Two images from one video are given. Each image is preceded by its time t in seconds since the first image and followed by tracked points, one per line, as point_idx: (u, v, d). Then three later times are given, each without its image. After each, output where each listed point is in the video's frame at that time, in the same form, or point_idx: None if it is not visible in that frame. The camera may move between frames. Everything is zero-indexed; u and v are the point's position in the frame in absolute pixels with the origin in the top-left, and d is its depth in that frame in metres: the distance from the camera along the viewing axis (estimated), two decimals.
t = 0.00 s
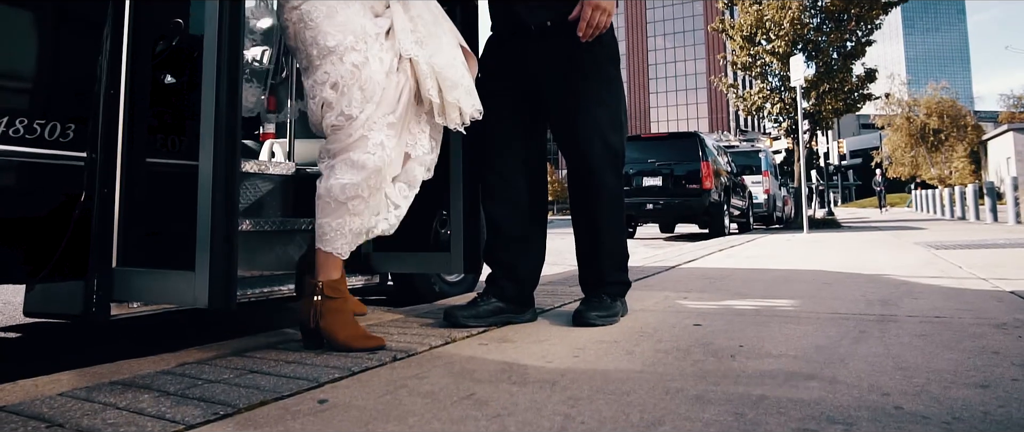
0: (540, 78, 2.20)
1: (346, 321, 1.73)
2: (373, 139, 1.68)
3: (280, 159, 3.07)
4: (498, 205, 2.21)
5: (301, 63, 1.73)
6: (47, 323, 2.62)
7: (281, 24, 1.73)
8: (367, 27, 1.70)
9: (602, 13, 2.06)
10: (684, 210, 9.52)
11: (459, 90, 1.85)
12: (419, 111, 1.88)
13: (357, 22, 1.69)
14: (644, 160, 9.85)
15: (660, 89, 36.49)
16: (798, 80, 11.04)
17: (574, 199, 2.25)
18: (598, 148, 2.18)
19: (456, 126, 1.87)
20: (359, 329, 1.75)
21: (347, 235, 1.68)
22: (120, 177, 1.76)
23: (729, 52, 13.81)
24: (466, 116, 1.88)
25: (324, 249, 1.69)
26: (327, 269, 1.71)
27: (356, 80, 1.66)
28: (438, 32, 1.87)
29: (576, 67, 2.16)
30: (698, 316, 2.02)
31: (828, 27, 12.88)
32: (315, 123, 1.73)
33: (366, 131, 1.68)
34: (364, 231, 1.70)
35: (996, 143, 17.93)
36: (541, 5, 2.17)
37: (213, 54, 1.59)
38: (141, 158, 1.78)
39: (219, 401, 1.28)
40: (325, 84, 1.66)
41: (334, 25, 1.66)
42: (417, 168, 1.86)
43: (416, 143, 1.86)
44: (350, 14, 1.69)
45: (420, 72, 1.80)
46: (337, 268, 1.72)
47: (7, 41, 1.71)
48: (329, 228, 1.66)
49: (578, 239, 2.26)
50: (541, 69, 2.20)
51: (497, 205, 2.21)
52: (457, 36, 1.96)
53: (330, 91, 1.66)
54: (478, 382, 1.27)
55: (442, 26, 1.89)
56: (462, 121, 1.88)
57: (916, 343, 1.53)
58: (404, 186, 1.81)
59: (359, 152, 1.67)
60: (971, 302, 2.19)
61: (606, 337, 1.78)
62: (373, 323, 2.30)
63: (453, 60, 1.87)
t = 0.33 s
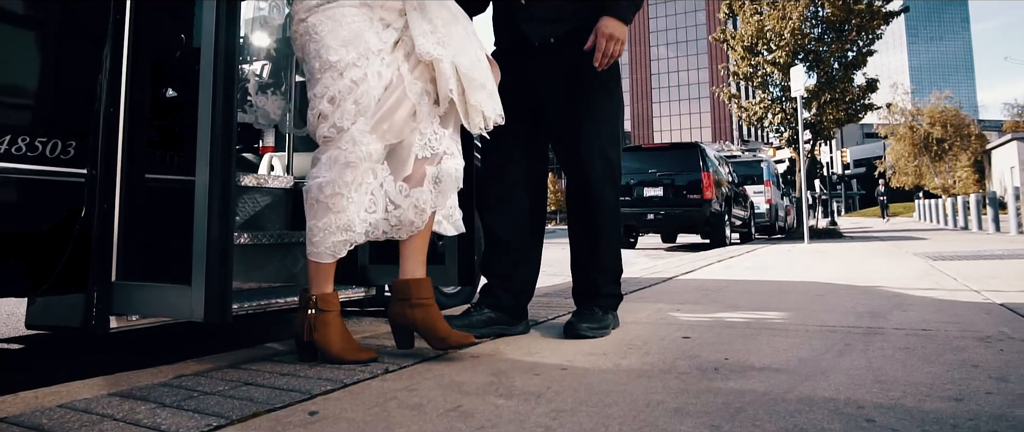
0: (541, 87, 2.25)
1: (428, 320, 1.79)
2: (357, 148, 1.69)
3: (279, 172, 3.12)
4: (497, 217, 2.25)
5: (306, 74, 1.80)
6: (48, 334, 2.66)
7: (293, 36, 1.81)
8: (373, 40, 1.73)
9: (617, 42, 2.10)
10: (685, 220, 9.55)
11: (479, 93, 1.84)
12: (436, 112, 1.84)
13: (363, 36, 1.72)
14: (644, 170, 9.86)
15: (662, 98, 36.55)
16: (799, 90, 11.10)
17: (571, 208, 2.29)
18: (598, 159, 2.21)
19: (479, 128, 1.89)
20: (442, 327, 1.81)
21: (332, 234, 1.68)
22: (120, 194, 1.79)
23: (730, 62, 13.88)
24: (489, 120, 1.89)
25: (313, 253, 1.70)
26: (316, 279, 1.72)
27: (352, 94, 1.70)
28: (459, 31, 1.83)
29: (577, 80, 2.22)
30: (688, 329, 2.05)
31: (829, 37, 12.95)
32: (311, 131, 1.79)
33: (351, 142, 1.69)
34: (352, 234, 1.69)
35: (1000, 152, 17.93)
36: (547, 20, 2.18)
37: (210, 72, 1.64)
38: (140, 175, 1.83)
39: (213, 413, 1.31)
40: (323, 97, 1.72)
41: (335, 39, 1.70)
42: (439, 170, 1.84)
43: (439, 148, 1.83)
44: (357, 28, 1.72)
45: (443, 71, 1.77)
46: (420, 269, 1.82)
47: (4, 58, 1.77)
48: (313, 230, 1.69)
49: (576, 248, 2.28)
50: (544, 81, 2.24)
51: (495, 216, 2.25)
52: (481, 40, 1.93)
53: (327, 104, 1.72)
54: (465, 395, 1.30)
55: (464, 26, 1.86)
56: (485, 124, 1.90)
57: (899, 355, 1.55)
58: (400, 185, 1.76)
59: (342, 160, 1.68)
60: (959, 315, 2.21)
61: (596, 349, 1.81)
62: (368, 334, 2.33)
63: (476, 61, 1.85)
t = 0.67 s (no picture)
0: (542, 105, 2.29)
1: (506, 336, 1.66)
2: (354, 169, 1.72)
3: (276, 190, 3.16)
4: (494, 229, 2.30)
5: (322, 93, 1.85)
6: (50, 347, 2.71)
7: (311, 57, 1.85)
8: (385, 64, 1.74)
9: (625, 72, 2.17)
10: (685, 233, 9.58)
11: (487, 118, 1.76)
12: (446, 136, 1.78)
13: (376, 61, 1.73)
14: (645, 182, 9.91)
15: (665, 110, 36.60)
16: (799, 102, 11.15)
17: (565, 219, 2.33)
18: (596, 179, 2.24)
19: (489, 156, 1.78)
20: (522, 344, 1.68)
21: (326, 246, 1.73)
22: (120, 211, 1.84)
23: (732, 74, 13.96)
24: (500, 149, 1.79)
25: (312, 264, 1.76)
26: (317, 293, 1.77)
27: (357, 117, 1.74)
28: (473, 53, 1.78)
29: (578, 95, 2.25)
30: (676, 343, 2.08)
31: (830, 50, 13.02)
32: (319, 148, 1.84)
33: (350, 162, 1.73)
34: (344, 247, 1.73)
35: (1004, 164, 17.91)
36: (549, 41, 2.23)
37: (208, 100, 1.69)
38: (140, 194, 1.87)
39: (206, 426, 1.35)
40: (330, 118, 1.76)
41: (346, 64, 1.73)
42: (438, 196, 1.75)
43: (446, 173, 1.76)
44: (371, 53, 1.74)
45: (448, 94, 1.73)
46: (484, 287, 1.71)
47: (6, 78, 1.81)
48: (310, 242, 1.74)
49: (570, 260, 2.30)
50: (552, 100, 2.27)
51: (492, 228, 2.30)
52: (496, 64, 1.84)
53: (333, 125, 1.75)
54: (451, 409, 1.34)
55: (481, 50, 1.81)
56: (496, 153, 1.79)
57: (879, 371, 1.58)
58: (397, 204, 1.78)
59: (340, 180, 1.72)
60: (946, 330, 2.24)
61: (585, 363, 1.84)
62: (364, 348, 2.39)
63: (486, 85, 1.78)
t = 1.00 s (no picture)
0: (541, 127, 2.33)
1: (518, 380, 1.59)
2: (366, 195, 1.72)
3: (274, 209, 3.21)
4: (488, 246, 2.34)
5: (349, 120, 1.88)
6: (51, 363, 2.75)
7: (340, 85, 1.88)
8: (409, 92, 1.73)
9: (624, 100, 2.24)
10: (685, 248, 9.61)
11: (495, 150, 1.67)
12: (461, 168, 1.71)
13: (400, 92, 1.73)
14: (644, 197, 9.97)
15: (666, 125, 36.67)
16: (797, 118, 11.22)
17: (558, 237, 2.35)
18: (589, 201, 2.28)
19: (497, 188, 1.70)
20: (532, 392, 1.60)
21: (330, 263, 1.77)
22: (120, 229, 1.88)
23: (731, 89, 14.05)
24: (510, 182, 1.71)
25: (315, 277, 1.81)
26: (323, 311, 1.82)
27: (377, 147, 1.75)
28: (489, 84, 1.72)
29: (577, 115, 2.30)
30: (664, 361, 2.11)
31: (829, 65, 13.12)
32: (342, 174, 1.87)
33: (364, 189, 1.73)
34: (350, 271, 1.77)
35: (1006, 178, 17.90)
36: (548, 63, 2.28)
37: (204, 120, 1.75)
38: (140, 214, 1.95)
39: None
40: (351, 147, 1.79)
41: (371, 93, 1.75)
42: (441, 224, 1.69)
43: (454, 203, 1.68)
44: (394, 83, 1.74)
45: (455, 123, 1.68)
46: (503, 324, 1.62)
47: (6, 98, 1.84)
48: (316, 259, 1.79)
49: (561, 278, 2.33)
50: (549, 123, 2.32)
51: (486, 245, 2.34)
52: (514, 96, 1.77)
53: (354, 154, 1.78)
54: (436, 427, 1.38)
55: (503, 80, 1.76)
56: (503, 186, 1.70)
57: (859, 388, 1.61)
58: (405, 231, 1.73)
59: (353, 205, 1.73)
60: (932, 347, 2.27)
61: (573, 380, 1.88)
62: (358, 364, 2.43)
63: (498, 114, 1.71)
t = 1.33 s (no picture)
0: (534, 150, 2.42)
1: (504, 404, 1.62)
2: (413, 221, 1.72)
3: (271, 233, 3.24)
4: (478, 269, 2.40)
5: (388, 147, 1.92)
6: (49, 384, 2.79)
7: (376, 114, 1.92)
8: (446, 117, 1.77)
9: (616, 128, 2.31)
10: (683, 267, 9.64)
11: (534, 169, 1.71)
12: (498, 190, 1.76)
13: (438, 117, 1.76)
14: (642, 217, 10.03)
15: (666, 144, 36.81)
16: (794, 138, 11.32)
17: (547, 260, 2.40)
18: (575, 223, 2.33)
19: (536, 206, 1.74)
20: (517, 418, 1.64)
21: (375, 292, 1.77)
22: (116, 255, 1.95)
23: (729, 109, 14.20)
24: (548, 199, 1.76)
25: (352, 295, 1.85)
26: (354, 327, 1.83)
27: (422, 173, 1.77)
28: (519, 103, 1.78)
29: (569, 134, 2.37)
30: (649, 384, 2.15)
31: (826, 85, 13.25)
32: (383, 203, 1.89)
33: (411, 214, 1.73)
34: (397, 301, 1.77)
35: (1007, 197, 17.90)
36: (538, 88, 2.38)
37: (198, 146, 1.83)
38: (136, 240, 1.97)
39: None
40: (396, 175, 1.81)
41: (410, 119, 1.78)
42: (483, 244, 1.72)
43: (492, 223, 1.73)
44: (431, 109, 1.77)
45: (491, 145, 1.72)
46: (494, 350, 1.67)
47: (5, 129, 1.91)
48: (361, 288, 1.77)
49: (550, 301, 2.35)
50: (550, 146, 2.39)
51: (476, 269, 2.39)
52: (545, 115, 1.84)
53: (399, 184, 1.81)
54: None
55: (533, 100, 1.83)
56: (541, 203, 1.75)
57: (835, 413, 1.65)
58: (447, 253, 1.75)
59: (400, 231, 1.73)
60: (915, 370, 2.30)
61: (556, 403, 1.92)
62: (349, 387, 2.47)
63: (529, 131, 1.76)
